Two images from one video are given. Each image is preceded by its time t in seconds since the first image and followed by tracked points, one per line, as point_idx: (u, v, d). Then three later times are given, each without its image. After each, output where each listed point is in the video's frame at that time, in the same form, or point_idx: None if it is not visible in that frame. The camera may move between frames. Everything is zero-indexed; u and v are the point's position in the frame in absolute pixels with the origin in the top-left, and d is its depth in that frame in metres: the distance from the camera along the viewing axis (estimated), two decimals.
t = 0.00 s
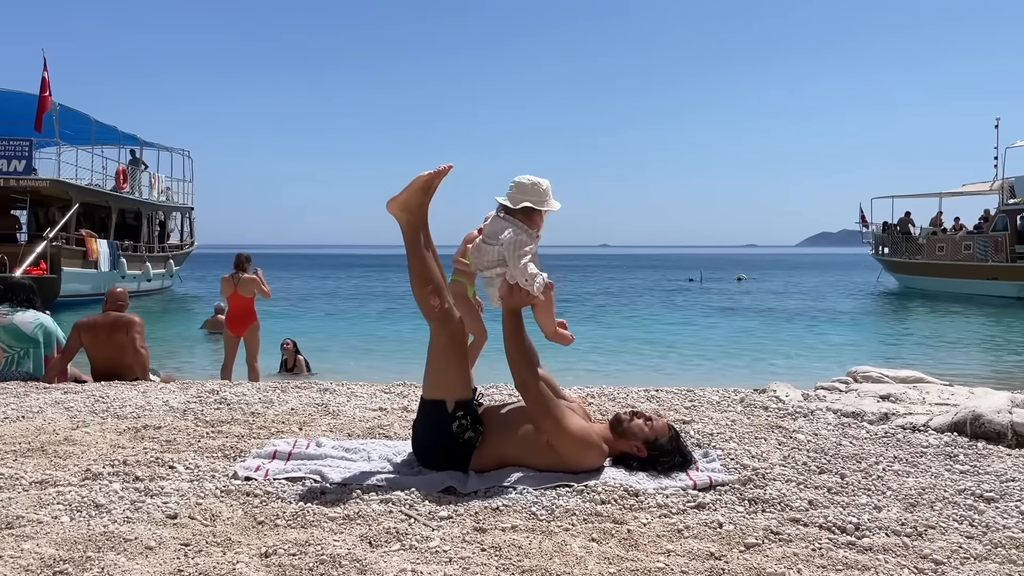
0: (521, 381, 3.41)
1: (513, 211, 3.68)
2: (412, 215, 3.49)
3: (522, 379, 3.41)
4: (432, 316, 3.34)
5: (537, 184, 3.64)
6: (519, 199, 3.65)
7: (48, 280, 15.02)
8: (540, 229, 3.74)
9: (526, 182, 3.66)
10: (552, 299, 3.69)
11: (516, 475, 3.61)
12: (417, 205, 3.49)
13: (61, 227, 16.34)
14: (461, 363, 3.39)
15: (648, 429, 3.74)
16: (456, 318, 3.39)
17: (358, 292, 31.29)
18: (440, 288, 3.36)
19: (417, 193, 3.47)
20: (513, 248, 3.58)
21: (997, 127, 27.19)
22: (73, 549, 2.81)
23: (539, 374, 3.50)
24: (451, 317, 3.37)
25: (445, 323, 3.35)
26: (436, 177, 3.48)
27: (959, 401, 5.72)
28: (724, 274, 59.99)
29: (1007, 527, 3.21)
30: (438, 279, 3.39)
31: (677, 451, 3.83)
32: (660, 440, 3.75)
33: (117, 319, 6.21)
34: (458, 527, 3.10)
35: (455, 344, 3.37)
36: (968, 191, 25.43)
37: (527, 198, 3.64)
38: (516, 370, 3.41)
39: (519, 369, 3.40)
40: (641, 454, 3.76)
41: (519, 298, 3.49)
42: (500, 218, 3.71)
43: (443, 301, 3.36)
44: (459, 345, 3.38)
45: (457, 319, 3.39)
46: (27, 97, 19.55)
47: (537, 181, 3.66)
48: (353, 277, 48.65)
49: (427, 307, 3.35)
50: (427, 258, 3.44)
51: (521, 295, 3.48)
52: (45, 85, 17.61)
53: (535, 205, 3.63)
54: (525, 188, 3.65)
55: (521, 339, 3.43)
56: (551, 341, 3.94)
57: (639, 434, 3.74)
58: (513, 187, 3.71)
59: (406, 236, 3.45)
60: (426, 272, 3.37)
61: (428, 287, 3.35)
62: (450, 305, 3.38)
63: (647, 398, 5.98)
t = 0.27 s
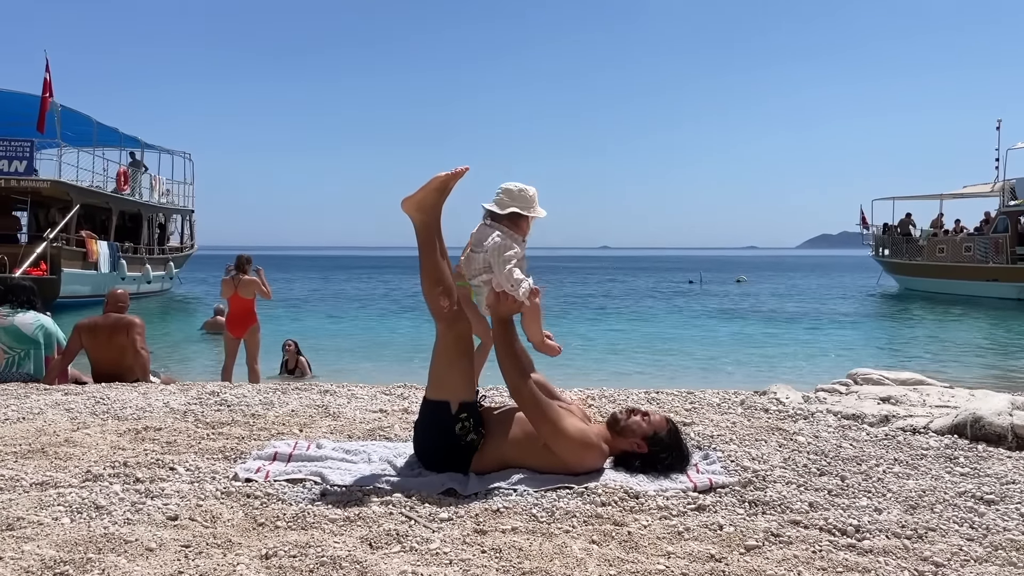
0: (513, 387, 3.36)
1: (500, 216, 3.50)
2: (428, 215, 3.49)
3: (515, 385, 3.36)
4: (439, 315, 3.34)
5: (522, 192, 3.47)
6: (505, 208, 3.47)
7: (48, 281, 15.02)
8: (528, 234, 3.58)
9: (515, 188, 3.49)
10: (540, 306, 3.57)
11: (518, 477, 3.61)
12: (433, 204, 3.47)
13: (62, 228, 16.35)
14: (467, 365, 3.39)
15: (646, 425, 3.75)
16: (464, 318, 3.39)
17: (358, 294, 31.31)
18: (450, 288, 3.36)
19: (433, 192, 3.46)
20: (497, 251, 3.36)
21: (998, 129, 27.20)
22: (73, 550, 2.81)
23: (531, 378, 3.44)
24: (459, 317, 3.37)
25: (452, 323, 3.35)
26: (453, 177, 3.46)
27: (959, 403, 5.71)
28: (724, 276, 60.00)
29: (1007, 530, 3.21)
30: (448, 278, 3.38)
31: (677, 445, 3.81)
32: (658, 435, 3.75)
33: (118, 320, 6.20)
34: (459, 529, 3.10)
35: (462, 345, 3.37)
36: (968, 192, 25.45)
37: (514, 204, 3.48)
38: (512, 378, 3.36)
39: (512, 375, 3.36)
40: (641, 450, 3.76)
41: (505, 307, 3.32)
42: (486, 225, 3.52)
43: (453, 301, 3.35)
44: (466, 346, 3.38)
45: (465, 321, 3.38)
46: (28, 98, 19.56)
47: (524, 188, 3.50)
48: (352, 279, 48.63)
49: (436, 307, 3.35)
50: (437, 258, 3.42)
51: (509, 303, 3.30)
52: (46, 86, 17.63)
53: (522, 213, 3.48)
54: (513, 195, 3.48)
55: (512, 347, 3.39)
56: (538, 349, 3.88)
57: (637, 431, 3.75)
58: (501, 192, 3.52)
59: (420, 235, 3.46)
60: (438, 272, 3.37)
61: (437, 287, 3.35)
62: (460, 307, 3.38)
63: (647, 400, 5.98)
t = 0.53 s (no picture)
0: (510, 393, 3.37)
1: (480, 229, 3.41)
2: (433, 216, 3.44)
3: (512, 390, 3.37)
4: (443, 317, 3.37)
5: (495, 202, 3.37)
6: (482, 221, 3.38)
7: (48, 282, 15.02)
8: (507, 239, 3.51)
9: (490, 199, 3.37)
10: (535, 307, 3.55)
11: (518, 480, 3.61)
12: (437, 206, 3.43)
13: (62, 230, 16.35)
14: (469, 368, 3.41)
15: (640, 412, 3.69)
16: (468, 321, 3.38)
17: (359, 296, 31.32)
18: (454, 290, 3.37)
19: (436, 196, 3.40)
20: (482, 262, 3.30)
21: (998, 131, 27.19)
22: (74, 552, 2.82)
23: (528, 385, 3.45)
24: (463, 319, 3.38)
25: (456, 325, 3.37)
26: (457, 179, 3.43)
27: (959, 406, 5.72)
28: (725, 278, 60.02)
29: (1007, 532, 3.21)
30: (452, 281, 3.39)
31: (675, 422, 3.76)
32: (654, 418, 3.71)
33: (119, 322, 6.21)
34: (459, 531, 3.10)
35: (466, 347, 3.39)
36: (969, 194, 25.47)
37: (492, 216, 3.37)
38: (509, 384, 3.37)
39: (509, 382, 3.36)
40: (641, 437, 3.71)
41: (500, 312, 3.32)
42: (466, 238, 3.42)
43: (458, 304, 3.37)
44: (468, 348, 3.40)
45: (469, 324, 3.39)
46: (30, 99, 19.59)
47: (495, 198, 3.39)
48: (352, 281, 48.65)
49: (441, 309, 3.38)
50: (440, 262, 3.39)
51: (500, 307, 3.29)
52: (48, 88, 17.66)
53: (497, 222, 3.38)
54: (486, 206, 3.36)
55: (508, 352, 3.41)
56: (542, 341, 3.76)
57: (633, 420, 3.70)
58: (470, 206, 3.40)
59: (424, 238, 3.43)
60: (442, 274, 3.38)
61: (441, 289, 3.37)
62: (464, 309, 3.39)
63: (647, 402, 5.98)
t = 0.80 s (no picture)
0: (503, 398, 3.35)
1: (464, 239, 3.45)
2: (427, 220, 3.42)
3: (505, 394, 3.35)
4: (439, 320, 3.36)
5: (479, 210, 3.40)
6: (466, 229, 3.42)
7: (48, 284, 15.02)
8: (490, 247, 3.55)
9: (473, 207, 3.40)
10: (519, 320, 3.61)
11: (517, 482, 3.61)
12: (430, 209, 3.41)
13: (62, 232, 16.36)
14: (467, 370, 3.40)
15: (628, 403, 3.67)
16: (464, 323, 3.37)
17: (359, 298, 31.33)
18: (449, 293, 3.35)
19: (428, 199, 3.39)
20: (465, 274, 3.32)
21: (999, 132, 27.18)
22: (74, 554, 2.82)
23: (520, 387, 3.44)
24: (459, 322, 3.37)
25: (451, 329, 3.36)
26: (451, 182, 3.41)
27: (960, 408, 5.72)
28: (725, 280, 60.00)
29: (1008, 535, 3.20)
30: (447, 283, 3.37)
31: (664, 404, 3.71)
32: (642, 405, 3.68)
33: (119, 324, 6.22)
34: (459, 533, 3.10)
35: (461, 350, 3.39)
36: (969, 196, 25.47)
37: (476, 224, 3.41)
38: (503, 389, 3.36)
39: (502, 387, 3.35)
40: (634, 428, 3.68)
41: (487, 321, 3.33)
42: (451, 249, 3.46)
43: (455, 308, 3.35)
44: (464, 352, 3.40)
45: (465, 327, 3.38)
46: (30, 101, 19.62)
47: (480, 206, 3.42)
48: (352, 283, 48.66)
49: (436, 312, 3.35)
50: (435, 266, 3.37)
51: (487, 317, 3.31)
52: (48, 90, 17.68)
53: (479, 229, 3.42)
54: (471, 215, 3.40)
55: (498, 357, 3.39)
56: (526, 351, 3.96)
57: (622, 412, 3.68)
58: (454, 215, 3.44)
59: (418, 241, 3.39)
60: (435, 277, 3.34)
61: (436, 292, 3.34)
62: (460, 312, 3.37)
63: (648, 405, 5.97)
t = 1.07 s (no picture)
0: (506, 400, 3.34)
1: (472, 237, 3.44)
2: (444, 220, 3.45)
3: (508, 398, 3.34)
4: (449, 322, 3.37)
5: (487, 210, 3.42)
6: (477, 228, 3.41)
7: (48, 286, 15.03)
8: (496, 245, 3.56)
9: (476, 205, 3.43)
10: (529, 318, 3.59)
11: (517, 484, 3.61)
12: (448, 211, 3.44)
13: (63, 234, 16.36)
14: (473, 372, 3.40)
15: (627, 403, 3.67)
16: (472, 325, 3.37)
17: (359, 300, 31.32)
18: (459, 295, 3.36)
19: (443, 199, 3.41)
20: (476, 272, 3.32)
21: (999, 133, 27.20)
22: (74, 556, 2.81)
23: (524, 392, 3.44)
24: (468, 324, 3.37)
25: (460, 330, 3.36)
26: (469, 184, 3.42)
27: (961, 410, 5.72)
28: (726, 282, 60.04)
29: (1008, 537, 3.20)
30: (459, 285, 3.38)
31: (662, 402, 3.70)
32: (641, 404, 3.67)
33: (120, 325, 6.23)
34: (459, 535, 3.10)
35: (469, 352, 3.39)
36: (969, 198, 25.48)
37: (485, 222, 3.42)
38: (504, 393, 3.34)
39: (505, 390, 3.34)
40: (633, 428, 3.67)
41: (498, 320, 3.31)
42: (461, 247, 3.45)
43: (465, 309, 3.36)
44: (472, 354, 3.40)
45: (473, 329, 3.38)
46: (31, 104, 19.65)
47: (490, 205, 3.44)
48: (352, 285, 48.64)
49: (446, 314, 3.37)
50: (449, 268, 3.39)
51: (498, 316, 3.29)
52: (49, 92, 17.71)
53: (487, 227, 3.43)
54: (479, 213, 3.41)
55: (504, 359, 3.36)
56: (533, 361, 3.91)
57: (621, 412, 3.68)
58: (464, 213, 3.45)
59: (434, 242, 3.44)
60: (446, 278, 3.37)
61: (446, 293, 3.36)
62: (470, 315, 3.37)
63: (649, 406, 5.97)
